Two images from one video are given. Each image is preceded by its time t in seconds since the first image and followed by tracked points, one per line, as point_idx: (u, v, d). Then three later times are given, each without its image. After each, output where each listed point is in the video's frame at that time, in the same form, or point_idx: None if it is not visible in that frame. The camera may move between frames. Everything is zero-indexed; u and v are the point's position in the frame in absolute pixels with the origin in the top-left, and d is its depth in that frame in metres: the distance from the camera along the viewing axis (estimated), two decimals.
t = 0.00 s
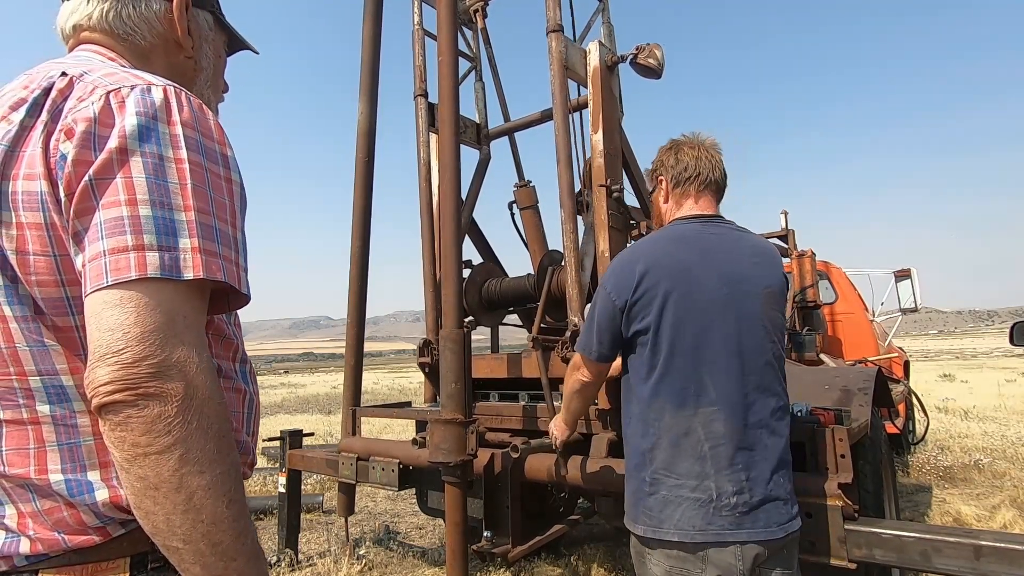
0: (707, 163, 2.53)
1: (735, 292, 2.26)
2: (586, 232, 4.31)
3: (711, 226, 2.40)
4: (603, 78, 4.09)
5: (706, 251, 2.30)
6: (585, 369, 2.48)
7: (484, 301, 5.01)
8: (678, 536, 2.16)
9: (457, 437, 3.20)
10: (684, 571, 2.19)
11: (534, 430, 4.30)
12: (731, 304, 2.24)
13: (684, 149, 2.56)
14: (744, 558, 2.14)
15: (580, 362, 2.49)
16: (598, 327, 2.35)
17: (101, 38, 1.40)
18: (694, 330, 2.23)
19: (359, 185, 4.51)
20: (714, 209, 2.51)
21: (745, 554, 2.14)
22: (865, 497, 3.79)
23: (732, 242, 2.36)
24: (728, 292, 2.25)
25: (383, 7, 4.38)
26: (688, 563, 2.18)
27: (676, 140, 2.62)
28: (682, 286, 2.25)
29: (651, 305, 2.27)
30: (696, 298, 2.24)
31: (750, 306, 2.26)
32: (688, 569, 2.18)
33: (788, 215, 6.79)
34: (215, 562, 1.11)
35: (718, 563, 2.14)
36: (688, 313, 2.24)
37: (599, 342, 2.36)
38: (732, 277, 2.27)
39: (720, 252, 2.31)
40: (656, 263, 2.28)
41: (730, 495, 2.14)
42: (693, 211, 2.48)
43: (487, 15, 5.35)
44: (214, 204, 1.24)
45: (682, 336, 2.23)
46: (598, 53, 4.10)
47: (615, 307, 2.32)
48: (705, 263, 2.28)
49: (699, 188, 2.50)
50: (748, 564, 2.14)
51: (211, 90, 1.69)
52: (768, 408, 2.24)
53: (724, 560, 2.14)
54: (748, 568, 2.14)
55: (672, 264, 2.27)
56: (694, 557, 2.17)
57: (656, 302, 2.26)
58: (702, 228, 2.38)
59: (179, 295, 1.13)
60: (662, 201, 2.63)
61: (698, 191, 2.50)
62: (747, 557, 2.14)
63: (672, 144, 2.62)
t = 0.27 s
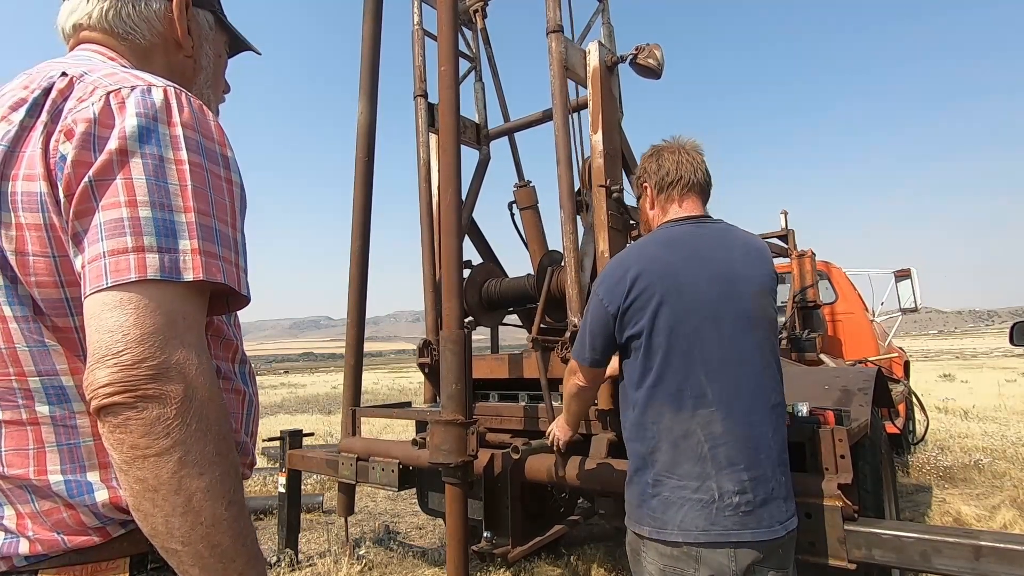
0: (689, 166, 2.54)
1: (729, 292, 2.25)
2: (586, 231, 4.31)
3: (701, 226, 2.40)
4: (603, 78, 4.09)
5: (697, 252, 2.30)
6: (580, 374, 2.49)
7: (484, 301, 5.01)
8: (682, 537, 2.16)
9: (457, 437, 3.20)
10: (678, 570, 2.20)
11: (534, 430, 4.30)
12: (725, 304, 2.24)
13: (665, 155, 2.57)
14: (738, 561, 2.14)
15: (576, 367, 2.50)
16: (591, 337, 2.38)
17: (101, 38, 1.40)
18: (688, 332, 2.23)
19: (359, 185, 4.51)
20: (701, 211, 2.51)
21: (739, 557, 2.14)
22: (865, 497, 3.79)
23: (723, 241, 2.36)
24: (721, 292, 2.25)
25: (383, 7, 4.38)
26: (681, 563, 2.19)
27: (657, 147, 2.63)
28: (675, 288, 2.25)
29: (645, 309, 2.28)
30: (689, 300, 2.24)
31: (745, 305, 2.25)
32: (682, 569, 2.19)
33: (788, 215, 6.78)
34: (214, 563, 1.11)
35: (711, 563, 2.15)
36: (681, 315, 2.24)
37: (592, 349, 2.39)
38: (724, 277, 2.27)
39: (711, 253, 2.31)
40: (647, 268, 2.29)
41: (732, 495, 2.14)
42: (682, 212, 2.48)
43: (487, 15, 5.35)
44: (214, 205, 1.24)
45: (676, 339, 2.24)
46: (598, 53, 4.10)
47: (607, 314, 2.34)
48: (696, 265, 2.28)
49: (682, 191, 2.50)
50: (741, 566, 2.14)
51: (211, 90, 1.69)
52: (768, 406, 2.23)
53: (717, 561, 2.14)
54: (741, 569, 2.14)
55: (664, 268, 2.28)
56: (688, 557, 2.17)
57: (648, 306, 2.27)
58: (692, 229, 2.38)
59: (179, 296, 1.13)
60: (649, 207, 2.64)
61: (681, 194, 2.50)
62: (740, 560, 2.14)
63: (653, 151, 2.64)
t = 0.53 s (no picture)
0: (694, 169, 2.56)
1: (729, 293, 2.25)
2: (586, 232, 4.32)
3: (700, 227, 2.40)
4: (603, 78, 4.09)
5: (696, 253, 2.30)
6: (581, 375, 2.49)
7: (484, 301, 5.01)
8: (685, 538, 2.16)
9: (457, 437, 3.19)
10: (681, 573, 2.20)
11: (534, 430, 4.30)
12: (725, 305, 2.24)
13: (671, 155, 2.58)
14: (740, 563, 2.14)
15: (577, 368, 2.50)
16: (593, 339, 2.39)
17: (101, 37, 1.40)
18: (689, 334, 2.23)
19: (359, 185, 4.51)
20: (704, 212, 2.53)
21: (741, 559, 2.13)
22: (865, 497, 3.79)
23: (723, 242, 2.35)
24: (721, 292, 2.24)
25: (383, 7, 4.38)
26: (684, 565, 2.20)
27: (657, 148, 2.63)
28: (675, 290, 2.25)
29: (646, 311, 2.28)
30: (689, 301, 2.24)
31: (745, 305, 2.25)
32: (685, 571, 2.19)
33: (788, 215, 6.78)
34: (209, 567, 1.11)
35: (713, 566, 2.15)
36: (682, 317, 2.23)
37: (596, 351, 2.40)
38: (725, 277, 2.27)
39: (710, 253, 2.31)
40: (647, 270, 2.30)
41: (735, 496, 2.14)
42: (682, 216, 2.48)
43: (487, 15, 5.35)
44: (212, 205, 1.24)
45: (677, 340, 2.24)
46: (598, 53, 4.10)
47: (610, 317, 2.34)
48: (696, 265, 2.28)
49: (688, 191, 2.51)
50: (744, 569, 2.14)
51: (211, 90, 1.69)
52: (772, 407, 2.22)
53: (719, 564, 2.14)
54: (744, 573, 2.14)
55: (663, 269, 2.28)
56: (691, 560, 2.18)
57: (649, 309, 2.27)
58: (692, 230, 2.38)
59: (175, 297, 1.13)
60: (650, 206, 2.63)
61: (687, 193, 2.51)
62: (742, 562, 2.14)
63: (653, 152, 2.63)
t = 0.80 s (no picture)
0: (694, 174, 2.52)
1: (729, 293, 2.25)
2: (586, 232, 4.32)
3: (695, 231, 2.40)
4: (603, 78, 4.09)
5: (694, 256, 2.30)
6: (580, 381, 2.49)
7: (484, 301, 5.01)
8: (701, 540, 2.15)
9: (457, 437, 3.19)
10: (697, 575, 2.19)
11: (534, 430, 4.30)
12: (727, 305, 2.24)
13: (671, 159, 2.55)
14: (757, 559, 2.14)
15: (577, 374, 2.50)
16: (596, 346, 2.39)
17: (101, 37, 1.40)
18: (692, 335, 2.23)
19: (359, 185, 4.51)
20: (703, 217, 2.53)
21: (758, 555, 2.14)
22: (865, 497, 3.79)
23: (719, 244, 2.36)
24: (720, 292, 2.25)
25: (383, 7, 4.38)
26: (699, 567, 2.18)
27: (663, 149, 2.57)
28: (675, 293, 2.25)
29: (647, 315, 2.28)
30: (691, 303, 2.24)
31: (746, 304, 2.26)
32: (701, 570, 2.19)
33: (788, 215, 6.78)
34: (207, 568, 1.11)
35: (731, 564, 2.14)
36: (685, 319, 2.23)
37: (597, 358, 2.40)
38: (723, 278, 2.27)
39: (708, 255, 2.31)
40: (646, 275, 2.29)
41: (749, 494, 2.14)
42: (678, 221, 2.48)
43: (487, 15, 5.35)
44: (211, 206, 1.24)
45: (680, 343, 2.23)
46: (598, 53, 4.10)
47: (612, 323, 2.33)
48: (695, 268, 2.28)
49: (684, 196, 2.48)
50: (761, 564, 2.14)
51: (211, 90, 1.69)
52: (778, 403, 2.24)
53: (737, 561, 2.14)
54: (761, 568, 2.14)
55: (662, 274, 2.28)
56: (707, 561, 2.17)
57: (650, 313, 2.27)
58: (687, 235, 2.38)
59: (174, 297, 1.13)
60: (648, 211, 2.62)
61: (683, 198, 2.48)
62: (760, 557, 2.14)
63: (660, 152, 2.57)
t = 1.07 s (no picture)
0: (698, 178, 2.49)
1: (713, 294, 2.24)
2: (586, 231, 4.32)
3: (689, 232, 2.39)
4: (603, 78, 4.09)
5: (681, 257, 2.31)
6: (581, 378, 2.50)
7: (484, 301, 5.01)
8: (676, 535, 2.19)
9: (457, 437, 3.19)
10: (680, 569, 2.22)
11: (534, 430, 4.30)
12: (709, 306, 2.23)
13: (676, 160, 2.53)
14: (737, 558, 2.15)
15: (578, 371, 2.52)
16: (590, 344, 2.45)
17: (101, 37, 1.40)
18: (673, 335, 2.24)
19: (359, 185, 4.51)
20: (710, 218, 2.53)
21: (737, 554, 2.15)
22: (865, 497, 3.79)
23: (711, 245, 2.34)
24: (706, 294, 2.24)
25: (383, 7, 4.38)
26: (683, 561, 2.21)
27: (671, 151, 2.55)
28: (659, 294, 2.27)
29: (633, 314, 2.31)
30: (673, 304, 2.25)
31: (732, 305, 2.23)
32: (683, 566, 2.21)
33: (788, 215, 6.78)
34: (208, 567, 1.11)
35: (711, 560, 2.17)
36: (666, 319, 2.25)
37: (593, 356, 2.44)
38: (709, 279, 2.26)
39: (697, 256, 2.31)
40: (632, 276, 2.33)
41: (722, 492, 2.15)
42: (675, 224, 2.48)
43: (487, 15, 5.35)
44: (211, 206, 1.24)
45: (661, 343, 2.26)
46: (598, 52, 4.10)
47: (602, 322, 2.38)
48: (681, 268, 2.29)
49: (684, 200, 2.47)
50: (739, 562, 2.15)
51: (210, 89, 1.69)
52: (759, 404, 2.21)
53: (716, 558, 2.16)
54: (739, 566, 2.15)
55: (648, 275, 2.31)
56: (689, 555, 2.19)
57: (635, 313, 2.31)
58: (679, 236, 2.38)
59: (174, 298, 1.13)
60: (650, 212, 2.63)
61: (682, 202, 2.47)
62: (739, 556, 2.15)
63: (667, 155, 2.55)
